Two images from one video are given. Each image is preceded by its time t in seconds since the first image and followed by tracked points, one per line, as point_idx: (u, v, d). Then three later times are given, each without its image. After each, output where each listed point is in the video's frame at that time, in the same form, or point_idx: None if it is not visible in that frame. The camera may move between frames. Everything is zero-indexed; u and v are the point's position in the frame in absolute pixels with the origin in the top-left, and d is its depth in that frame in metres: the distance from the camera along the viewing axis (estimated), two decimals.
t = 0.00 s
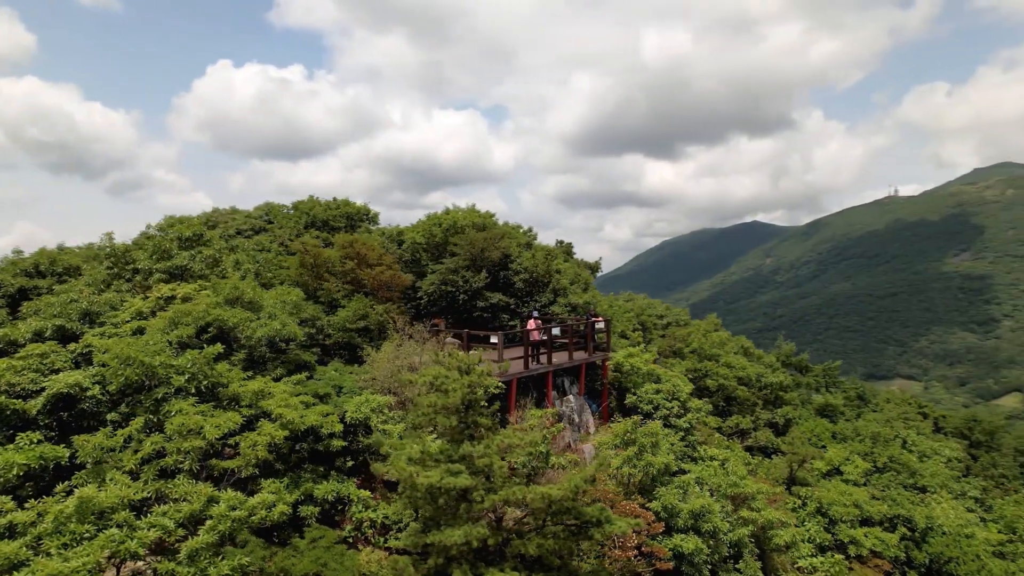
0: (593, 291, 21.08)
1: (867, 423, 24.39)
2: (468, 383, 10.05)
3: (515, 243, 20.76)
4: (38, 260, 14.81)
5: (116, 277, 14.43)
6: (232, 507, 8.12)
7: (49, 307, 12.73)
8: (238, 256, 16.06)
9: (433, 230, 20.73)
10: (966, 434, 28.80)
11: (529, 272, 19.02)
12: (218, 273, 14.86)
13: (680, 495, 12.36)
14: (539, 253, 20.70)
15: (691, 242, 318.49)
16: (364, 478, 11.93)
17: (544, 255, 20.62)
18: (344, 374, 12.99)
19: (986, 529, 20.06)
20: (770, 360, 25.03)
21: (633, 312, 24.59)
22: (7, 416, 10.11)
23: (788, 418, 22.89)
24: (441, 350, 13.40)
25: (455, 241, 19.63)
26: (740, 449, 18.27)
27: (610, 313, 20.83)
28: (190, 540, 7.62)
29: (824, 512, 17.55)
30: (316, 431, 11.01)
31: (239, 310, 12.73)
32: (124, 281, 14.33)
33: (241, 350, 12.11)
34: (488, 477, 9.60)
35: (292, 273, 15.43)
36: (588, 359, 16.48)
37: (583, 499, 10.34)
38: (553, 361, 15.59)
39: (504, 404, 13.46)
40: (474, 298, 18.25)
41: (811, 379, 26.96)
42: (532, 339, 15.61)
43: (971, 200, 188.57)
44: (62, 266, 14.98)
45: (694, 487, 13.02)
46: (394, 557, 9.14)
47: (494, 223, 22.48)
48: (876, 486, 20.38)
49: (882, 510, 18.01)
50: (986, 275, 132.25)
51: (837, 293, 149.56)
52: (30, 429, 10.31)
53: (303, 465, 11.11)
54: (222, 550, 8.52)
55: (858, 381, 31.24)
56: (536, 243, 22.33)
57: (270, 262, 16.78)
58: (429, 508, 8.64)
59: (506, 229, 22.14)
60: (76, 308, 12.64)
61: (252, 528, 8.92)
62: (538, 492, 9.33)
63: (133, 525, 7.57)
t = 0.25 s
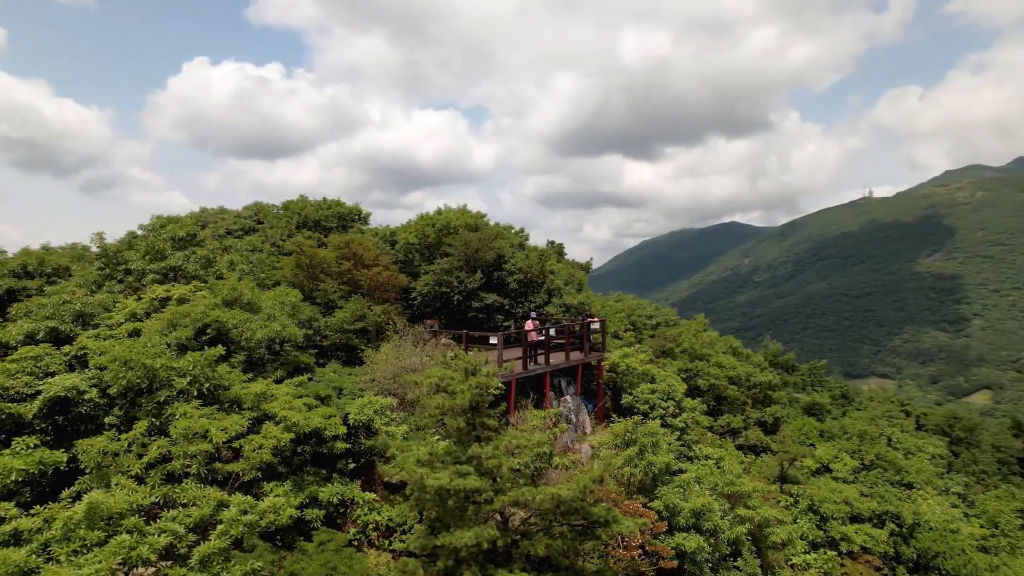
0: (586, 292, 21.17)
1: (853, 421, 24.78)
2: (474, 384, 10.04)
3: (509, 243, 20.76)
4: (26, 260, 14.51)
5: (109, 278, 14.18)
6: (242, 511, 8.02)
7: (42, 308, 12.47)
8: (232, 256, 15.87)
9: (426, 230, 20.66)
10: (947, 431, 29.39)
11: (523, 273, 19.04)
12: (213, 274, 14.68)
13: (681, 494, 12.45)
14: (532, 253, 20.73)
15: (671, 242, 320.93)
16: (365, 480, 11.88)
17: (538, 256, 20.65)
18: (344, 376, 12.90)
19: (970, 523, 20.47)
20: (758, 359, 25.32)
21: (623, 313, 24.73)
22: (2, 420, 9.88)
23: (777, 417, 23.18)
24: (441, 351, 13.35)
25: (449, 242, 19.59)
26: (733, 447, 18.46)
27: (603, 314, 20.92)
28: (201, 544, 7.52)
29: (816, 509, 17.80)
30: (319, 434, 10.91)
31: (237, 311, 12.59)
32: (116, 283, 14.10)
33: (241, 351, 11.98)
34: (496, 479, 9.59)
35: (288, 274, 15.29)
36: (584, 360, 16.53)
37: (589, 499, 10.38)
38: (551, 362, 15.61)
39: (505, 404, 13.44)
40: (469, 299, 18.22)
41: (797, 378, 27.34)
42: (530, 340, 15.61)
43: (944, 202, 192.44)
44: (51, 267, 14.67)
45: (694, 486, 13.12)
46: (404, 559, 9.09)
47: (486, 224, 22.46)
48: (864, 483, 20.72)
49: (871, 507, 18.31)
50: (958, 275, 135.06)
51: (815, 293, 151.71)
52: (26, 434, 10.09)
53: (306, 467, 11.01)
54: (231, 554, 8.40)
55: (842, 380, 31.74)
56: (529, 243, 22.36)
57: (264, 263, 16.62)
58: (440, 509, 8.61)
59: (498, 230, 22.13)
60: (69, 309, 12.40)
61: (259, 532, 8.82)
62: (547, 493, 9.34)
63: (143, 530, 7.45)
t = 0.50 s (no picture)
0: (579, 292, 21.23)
1: (841, 420, 25.13)
2: (481, 385, 10.03)
3: (503, 244, 20.77)
4: (16, 261, 14.23)
5: (102, 279, 13.95)
6: (252, 514, 7.94)
7: (35, 309, 12.23)
8: (226, 257, 15.70)
9: (420, 231, 20.59)
10: (931, 428, 29.91)
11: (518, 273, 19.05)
12: (209, 275, 14.51)
13: (682, 493, 12.54)
14: (526, 254, 20.75)
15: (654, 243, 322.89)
16: (366, 482, 11.82)
17: (532, 257, 20.68)
18: (343, 377, 12.82)
19: (956, 519, 20.82)
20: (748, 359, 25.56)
21: (615, 313, 24.84)
22: None
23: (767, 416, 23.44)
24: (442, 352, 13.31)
25: (444, 243, 19.55)
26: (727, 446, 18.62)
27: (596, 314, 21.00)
28: (213, 549, 7.42)
29: (808, 507, 18.02)
30: (323, 435, 10.84)
31: (236, 312, 12.46)
32: (109, 283, 13.88)
33: (241, 353, 11.87)
34: (504, 480, 9.58)
35: (284, 274, 15.17)
36: (581, 360, 16.55)
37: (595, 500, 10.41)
38: (549, 362, 15.62)
39: (506, 405, 13.43)
40: (464, 300, 18.20)
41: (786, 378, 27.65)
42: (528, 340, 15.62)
43: (920, 203, 195.76)
44: (41, 268, 14.40)
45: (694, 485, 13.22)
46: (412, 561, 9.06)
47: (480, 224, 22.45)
48: (853, 480, 21.01)
49: (862, 504, 18.56)
50: (935, 274, 137.38)
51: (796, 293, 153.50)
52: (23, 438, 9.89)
53: (309, 470, 10.93)
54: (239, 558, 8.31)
55: (828, 379, 32.18)
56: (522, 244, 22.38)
57: (259, 263, 16.47)
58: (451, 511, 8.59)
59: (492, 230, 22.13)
60: (63, 311, 12.17)
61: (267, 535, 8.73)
62: (555, 494, 9.35)
63: (153, 535, 7.34)
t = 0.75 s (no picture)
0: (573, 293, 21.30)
1: (829, 418, 25.49)
2: (490, 387, 10.02)
3: (497, 244, 20.77)
4: (6, 261, 13.92)
5: (95, 280, 13.70)
6: (266, 518, 7.84)
7: (28, 311, 11.98)
8: (221, 257, 15.50)
9: (414, 231, 20.53)
10: (914, 426, 30.47)
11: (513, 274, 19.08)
12: (205, 275, 14.34)
13: (683, 491, 12.65)
14: (520, 254, 20.77)
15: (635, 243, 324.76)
16: (367, 483, 11.77)
17: (526, 257, 20.71)
18: (345, 379, 12.76)
19: (942, 514, 21.18)
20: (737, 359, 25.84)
21: (608, 314, 24.96)
22: None
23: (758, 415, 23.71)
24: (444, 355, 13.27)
25: (439, 243, 19.52)
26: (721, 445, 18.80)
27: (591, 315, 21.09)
28: (227, 554, 7.32)
29: (801, 505, 18.25)
30: (328, 437, 10.75)
31: (236, 314, 12.31)
32: (103, 284, 13.64)
33: (242, 355, 11.74)
34: (513, 481, 9.58)
35: (281, 275, 15.02)
36: (578, 360, 16.59)
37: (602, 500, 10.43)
38: (547, 362, 15.62)
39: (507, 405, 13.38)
40: (460, 300, 18.17)
41: (774, 377, 28.00)
42: (526, 341, 15.61)
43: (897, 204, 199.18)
44: (32, 268, 14.11)
45: (694, 483, 13.33)
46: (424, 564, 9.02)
47: (473, 224, 22.42)
48: (843, 477, 21.32)
49: (853, 501, 18.84)
50: (911, 274, 139.77)
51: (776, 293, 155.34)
52: (21, 442, 9.67)
53: (313, 471, 10.85)
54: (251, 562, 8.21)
55: (814, 378, 32.62)
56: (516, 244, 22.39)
57: (254, 264, 16.30)
58: (464, 513, 8.57)
59: (486, 230, 22.12)
60: (58, 312, 11.94)
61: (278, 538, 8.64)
62: (565, 494, 9.38)
63: (167, 540, 7.22)
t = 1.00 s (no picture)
0: (569, 293, 21.36)
1: (820, 417, 25.78)
2: (499, 388, 10.01)
3: (493, 245, 20.77)
4: None
5: (91, 281, 13.52)
6: (279, 521, 7.78)
7: (25, 312, 11.78)
8: (218, 258, 15.36)
9: (409, 232, 20.48)
10: (901, 424, 30.91)
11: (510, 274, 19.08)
12: (203, 277, 14.23)
13: (685, 490, 12.73)
14: (516, 254, 20.78)
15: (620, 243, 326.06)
16: (371, 483, 11.76)
17: (522, 257, 20.73)
18: (348, 381, 12.69)
19: (932, 511, 21.49)
20: (729, 359, 26.06)
21: (601, 314, 25.06)
22: None
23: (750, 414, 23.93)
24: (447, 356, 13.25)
25: (436, 243, 19.48)
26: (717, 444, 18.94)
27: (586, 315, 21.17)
28: (242, 557, 7.25)
29: (796, 503, 18.44)
30: (334, 440, 10.69)
31: (238, 315, 12.20)
32: (100, 285, 13.46)
33: (245, 356, 11.64)
34: (523, 482, 9.59)
35: (280, 276, 14.92)
36: (577, 360, 16.62)
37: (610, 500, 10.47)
38: (547, 363, 15.63)
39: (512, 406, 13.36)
40: (458, 301, 18.15)
41: (764, 376, 28.27)
42: (526, 342, 15.60)
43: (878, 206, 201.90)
44: (25, 269, 13.88)
45: (696, 482, 13.43)
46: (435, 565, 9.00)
47: (469, 225, 22.40)
48: (835, 475, 21.58)
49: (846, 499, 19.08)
50: (892, 274, 141.65)
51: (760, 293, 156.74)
52: (22, 446, 9.50)
53: (318, 474, 10.79)
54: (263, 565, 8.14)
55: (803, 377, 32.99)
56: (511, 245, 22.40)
57: (251, 265, 16.17)
58: (477, 514, 8.57)
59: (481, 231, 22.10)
60: (56, 314, 11.75)
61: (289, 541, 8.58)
62: (575, 494, 9.40)
63: (181, 544, 7.14)
